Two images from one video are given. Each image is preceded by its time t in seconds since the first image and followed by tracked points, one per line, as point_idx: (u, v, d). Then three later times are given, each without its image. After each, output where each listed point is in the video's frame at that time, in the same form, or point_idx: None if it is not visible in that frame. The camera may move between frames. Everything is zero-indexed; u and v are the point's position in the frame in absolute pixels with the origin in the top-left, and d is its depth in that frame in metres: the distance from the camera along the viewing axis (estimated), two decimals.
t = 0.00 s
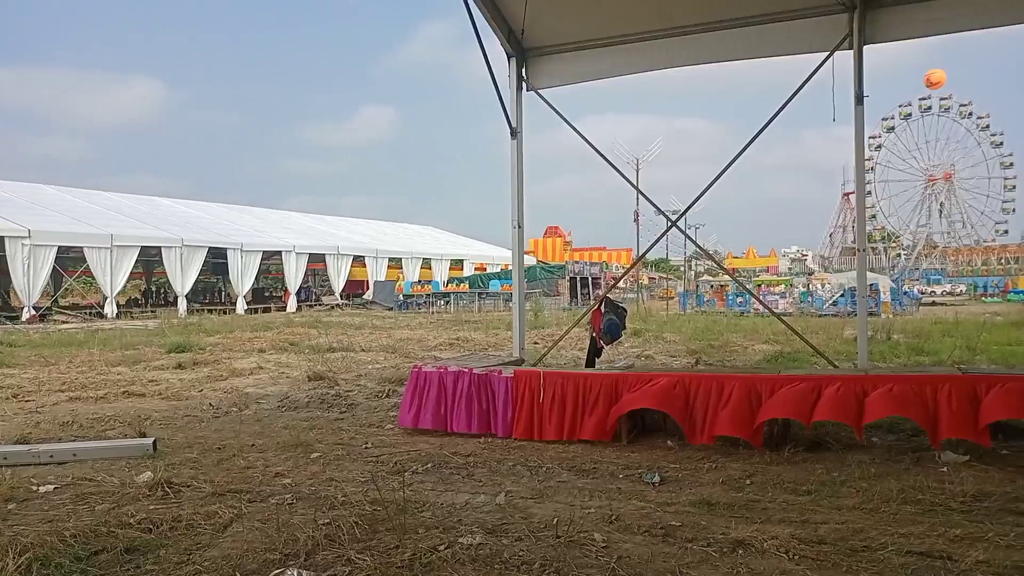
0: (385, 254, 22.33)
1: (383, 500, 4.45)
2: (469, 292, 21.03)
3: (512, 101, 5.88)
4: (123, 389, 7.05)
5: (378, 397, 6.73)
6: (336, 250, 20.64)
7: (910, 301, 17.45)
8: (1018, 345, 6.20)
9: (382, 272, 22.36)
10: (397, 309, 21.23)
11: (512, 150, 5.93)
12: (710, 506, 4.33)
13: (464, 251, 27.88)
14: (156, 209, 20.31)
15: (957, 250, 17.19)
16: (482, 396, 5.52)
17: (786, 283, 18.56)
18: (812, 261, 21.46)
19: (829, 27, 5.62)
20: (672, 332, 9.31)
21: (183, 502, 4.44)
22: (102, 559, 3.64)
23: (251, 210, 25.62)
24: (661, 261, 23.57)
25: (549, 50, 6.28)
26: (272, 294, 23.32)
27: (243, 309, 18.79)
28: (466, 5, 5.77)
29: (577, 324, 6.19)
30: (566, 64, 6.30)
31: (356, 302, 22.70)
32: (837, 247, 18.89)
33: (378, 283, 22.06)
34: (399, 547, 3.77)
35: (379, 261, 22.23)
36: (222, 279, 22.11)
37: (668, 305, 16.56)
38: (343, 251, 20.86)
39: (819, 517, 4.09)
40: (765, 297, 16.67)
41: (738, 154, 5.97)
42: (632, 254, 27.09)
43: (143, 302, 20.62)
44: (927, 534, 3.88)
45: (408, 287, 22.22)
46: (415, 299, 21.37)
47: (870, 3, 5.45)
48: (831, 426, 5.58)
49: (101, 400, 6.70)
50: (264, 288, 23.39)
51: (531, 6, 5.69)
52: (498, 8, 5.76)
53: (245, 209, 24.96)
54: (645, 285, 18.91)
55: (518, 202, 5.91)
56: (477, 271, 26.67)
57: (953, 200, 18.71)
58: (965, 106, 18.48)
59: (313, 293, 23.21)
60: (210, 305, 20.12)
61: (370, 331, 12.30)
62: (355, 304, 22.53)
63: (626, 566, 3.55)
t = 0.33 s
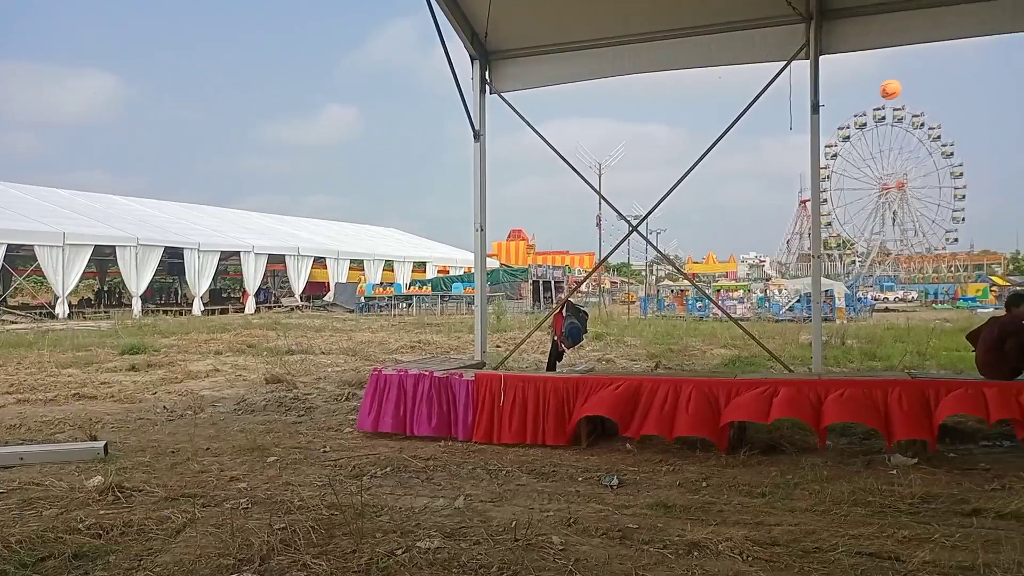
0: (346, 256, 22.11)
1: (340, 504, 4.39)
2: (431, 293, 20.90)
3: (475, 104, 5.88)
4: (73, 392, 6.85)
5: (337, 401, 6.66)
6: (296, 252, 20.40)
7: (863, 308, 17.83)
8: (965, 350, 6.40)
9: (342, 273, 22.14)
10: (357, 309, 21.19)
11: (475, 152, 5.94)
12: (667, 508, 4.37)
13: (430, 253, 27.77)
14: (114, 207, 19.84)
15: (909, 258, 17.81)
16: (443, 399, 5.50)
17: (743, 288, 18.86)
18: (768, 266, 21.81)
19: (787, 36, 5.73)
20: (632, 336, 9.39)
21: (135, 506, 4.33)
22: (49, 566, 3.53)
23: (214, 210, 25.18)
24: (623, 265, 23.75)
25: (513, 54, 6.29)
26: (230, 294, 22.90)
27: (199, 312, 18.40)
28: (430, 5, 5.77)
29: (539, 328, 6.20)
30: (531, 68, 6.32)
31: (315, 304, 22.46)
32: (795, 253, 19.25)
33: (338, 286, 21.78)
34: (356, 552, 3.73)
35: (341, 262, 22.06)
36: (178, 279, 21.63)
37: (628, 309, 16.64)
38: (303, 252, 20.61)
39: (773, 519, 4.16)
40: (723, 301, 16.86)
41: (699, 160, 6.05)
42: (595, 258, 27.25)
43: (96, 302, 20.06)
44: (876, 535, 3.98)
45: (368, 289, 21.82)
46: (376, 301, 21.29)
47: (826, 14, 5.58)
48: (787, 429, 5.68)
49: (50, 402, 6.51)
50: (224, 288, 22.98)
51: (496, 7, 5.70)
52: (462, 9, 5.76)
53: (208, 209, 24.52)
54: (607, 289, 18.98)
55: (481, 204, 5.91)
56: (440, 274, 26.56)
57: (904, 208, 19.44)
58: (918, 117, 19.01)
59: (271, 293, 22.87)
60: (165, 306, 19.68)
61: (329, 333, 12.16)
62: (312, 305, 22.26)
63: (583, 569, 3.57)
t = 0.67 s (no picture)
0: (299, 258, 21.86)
1: (292, 511, 4.33)
2: (387, 297, 20.78)
3: (432, 106, 5.88)
4: (15, 398, 6.64)
5: (291, 406, 6.58)
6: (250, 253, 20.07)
7: (813, 310, 17.27)
8: (909, 352, 6.60)
9: (298, 276, 21.96)
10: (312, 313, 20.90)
11: (432, 155, 5.93)
12: (620, 509, 4.41)
13: (392, 256, 27.65)
14: (62, 209, 19.27)
15: (857, 262, 19.35)
16: (399, 402, 5.47)
17: (699, 291, 19.16)
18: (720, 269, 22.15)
19: (739, 45, 5.84)
20: (589, 339, 9.49)
21: (79, 515, 4.21)
22: None
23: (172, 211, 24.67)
24: (581, 268, 23.90)
25: (471, 57, 6.29)
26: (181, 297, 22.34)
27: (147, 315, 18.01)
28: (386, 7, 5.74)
29: (496, 330, 6.22)
30: (488, 72, 6.33)
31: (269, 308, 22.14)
32: (748, 257, 19.68)
33: (294, 288, 21.47)
34: (308, 559, 3.68)
35: (294, 266, 21.78)
36: (127, 282, 21.05)
37: (586, 312, 16.75)
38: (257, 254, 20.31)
39: (724, 519, 4.22)
40: (678, 305, 17.06)
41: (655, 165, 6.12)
42: (553, 261, 27.42)
43: (40, 305, 19.40)
44: (822, 533, 4.06)
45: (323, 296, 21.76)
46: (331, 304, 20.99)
47: (777, 24, 5.69)
48: (739, 431, 5.78)
49: None
50: (176, 292, 22.45)
51: (453, 9, 5.71)
52: (419, 11, 5.75)
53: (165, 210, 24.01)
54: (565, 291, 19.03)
55: (439, 207, 5.90)
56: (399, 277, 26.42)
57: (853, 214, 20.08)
58: (867, 125, 19.56)
59: (223, 297, 22.39)
60: (112, 310, 19.16)
61: (284, 337, 12.00)
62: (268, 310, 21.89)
63: (536, 571, 3.58)
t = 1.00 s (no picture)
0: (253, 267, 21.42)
1: (236, 525, 4.24)
2: (341, 306, 20.60)
3: (387, 115, 5.87)
4: None
5: (238, 418, 6.47)
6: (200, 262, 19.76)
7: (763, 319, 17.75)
8: (853, 362, 6.78)
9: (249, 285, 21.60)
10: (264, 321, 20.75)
11: (386, 163, 5.92)
12: (570, 519, 4.42)
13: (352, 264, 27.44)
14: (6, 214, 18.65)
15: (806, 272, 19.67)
16: (350, 414, 5.41)
17: (653, 302, 19.40)
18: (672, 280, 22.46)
19: (691, 60, 5.95)
20: (544, 349, 9.53)
21: (12, 533, 4.07)
22: None
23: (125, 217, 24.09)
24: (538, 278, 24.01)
25: (426, 66, 6.30)
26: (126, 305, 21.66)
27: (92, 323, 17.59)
28: (341, 15, 5.73)
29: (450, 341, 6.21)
30: (443, 81, 6.35)
31: (219, 317, 21.75)
32: (701, 268, 20.02)
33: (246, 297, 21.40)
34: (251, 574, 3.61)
35: (246, 274, 21.36)
36: (71, 289, 20.39)
37: (542, 321, 16.80)
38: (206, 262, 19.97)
39: (671, 528, 4.27)
40: (633, 314, 17.23)
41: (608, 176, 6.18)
42: (509, 270, 27.50)
43: None
44: (766, 541, 4.13)
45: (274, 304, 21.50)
46: (285, 314, 20.78)
47: (727, 40, 5.82)
48: (688, 440, 5.86)
49: None
50: (121, 299, 21.78)
51: (408, 16, 5.72)
52: (373, 19, 5.75)
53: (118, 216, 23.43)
54: (521, 301, 19.07)
55: (392, 216, 5.88)
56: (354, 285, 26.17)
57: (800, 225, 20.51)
58: (815, 141, 20.11)
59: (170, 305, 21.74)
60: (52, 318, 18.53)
61: (235, 348, 11.80)
62: (218, 317, 21.71)
63: None
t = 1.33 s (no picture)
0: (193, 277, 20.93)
1: (176, 541, 4.11)
2: (288, 318, 20.28)
3: (332, 124, 5.87)
4: None
5: (179, 431, 6.30)
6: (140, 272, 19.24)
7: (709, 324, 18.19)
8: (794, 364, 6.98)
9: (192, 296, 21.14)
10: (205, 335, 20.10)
11: (331, 170, 5.89)
12: (518, 525, 4.42)
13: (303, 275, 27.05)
14: None
15: (749, 279, 20.76)
16: (295, 425, 5.32)
17: (602, 308, 19.64)
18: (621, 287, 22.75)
19: (634, 71, 6.07)
20: (494, 355, 9.55)
21: None
22: None
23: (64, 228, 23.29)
24: (488, 287, 24.07)
25: (371, 74, 6.28)
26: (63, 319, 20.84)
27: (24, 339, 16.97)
28: (284, 22, 5.67)
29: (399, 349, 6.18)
30: (389, 90, 6.34)
31: (161, 330, 21.12)
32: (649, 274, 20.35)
33: (188, 309, 20.86)
34: None
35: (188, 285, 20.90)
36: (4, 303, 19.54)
37: (492, 329, 16.82)
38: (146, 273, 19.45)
39: (618, 531, 4.31)
40: (582, 321, 17.36)
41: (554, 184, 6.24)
42: (460, 278, 27.53)
43: None
44: (711, 541, 4.20)
45: (218, 313, 20.91)
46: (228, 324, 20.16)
47: (669, 51, 5.95)
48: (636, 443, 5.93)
49: None
50: (58, 313, 20.97)
51: (352, 24, 5.70)
52: (317, 27, 5.71)
53: (56, 227, 22.63)
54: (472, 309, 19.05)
55: (338, 224, 5.83)
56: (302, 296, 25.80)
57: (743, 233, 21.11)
58: (757, 151, 20.73)
59: (110, 318, 20.95)
60: None
61: (176, 360, 11.48)
62: (159, 331, 21.05)
63: None
